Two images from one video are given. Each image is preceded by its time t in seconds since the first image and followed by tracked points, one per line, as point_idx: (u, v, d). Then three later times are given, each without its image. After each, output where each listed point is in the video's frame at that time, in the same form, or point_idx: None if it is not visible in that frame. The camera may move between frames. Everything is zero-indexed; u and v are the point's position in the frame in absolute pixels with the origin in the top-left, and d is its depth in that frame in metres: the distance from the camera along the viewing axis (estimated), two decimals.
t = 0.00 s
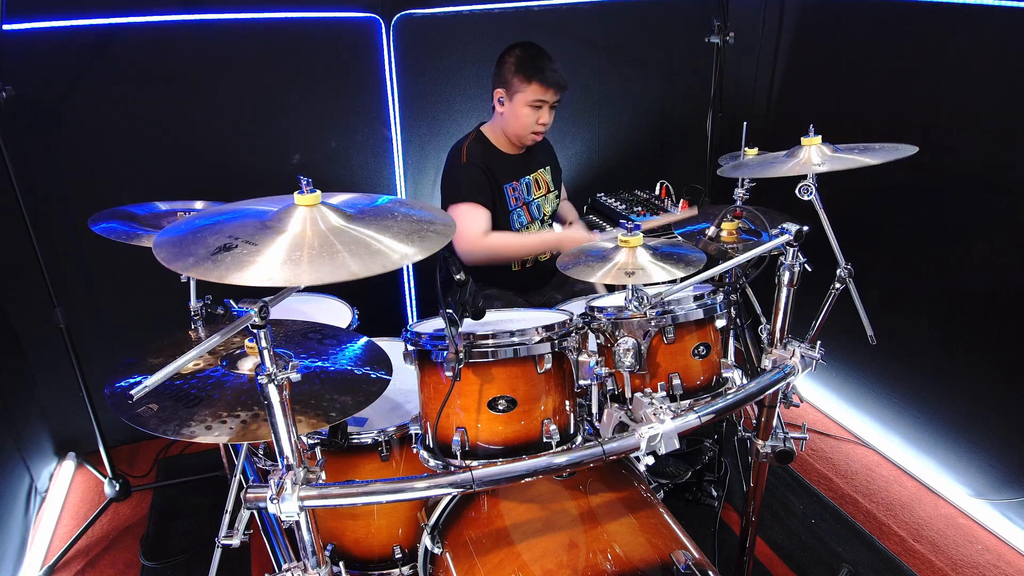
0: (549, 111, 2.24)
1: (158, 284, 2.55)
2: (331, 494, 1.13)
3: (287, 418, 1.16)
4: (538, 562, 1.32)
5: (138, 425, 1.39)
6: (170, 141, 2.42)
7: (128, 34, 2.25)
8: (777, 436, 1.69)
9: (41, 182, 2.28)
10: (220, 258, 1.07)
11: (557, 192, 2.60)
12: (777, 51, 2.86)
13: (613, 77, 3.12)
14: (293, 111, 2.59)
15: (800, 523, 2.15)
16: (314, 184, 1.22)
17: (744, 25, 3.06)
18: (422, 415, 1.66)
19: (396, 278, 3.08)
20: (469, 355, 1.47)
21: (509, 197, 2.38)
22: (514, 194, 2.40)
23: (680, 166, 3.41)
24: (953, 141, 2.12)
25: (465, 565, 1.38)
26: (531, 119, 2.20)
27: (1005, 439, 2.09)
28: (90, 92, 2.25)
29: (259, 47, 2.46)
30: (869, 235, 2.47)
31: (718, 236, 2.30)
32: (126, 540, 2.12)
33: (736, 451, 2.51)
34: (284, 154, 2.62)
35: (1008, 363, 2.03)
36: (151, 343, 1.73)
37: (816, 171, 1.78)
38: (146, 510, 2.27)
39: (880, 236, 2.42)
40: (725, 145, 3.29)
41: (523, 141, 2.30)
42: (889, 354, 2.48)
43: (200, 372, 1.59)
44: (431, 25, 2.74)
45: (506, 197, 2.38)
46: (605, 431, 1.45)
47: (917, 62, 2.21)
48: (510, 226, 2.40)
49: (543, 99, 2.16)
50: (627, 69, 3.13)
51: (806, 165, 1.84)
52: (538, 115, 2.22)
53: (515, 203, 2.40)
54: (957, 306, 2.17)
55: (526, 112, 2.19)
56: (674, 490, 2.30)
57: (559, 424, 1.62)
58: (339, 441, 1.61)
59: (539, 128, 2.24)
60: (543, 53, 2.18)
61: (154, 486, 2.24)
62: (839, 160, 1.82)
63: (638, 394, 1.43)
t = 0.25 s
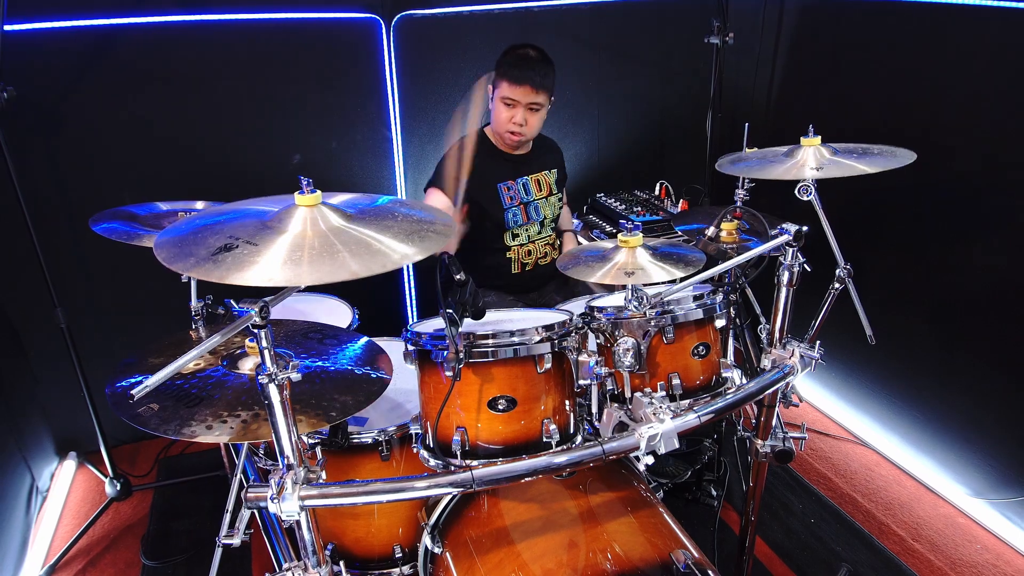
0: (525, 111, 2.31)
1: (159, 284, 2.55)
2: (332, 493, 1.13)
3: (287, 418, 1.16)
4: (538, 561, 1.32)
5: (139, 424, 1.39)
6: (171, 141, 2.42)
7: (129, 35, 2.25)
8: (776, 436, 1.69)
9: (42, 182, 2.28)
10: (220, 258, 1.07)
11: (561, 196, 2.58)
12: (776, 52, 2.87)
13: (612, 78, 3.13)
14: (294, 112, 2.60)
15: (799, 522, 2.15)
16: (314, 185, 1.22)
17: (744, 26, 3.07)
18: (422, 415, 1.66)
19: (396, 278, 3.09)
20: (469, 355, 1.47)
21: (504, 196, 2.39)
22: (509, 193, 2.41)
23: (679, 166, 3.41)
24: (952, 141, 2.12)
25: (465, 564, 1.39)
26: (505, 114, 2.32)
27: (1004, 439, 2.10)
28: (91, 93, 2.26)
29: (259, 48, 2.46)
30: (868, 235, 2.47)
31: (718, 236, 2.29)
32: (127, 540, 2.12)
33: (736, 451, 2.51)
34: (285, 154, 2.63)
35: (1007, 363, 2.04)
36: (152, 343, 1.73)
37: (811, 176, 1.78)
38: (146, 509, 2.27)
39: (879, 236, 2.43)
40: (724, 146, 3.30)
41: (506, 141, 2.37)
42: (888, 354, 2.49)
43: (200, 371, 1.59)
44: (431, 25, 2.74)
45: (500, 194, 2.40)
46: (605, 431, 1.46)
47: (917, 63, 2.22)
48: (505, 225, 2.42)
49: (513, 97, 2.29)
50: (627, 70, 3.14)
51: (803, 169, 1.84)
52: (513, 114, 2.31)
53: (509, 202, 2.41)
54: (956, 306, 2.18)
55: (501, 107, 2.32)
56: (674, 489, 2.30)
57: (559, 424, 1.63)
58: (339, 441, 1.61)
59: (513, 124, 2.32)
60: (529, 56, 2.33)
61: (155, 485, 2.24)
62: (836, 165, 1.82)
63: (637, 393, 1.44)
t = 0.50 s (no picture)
0: (510, 126, 2.27)
1: (159, 284, 2.56)
2: (332, 493, 1.13)
3: (288, 418, 1.16)
4: (538, 560, 1.32)
5: (140, 424, 1.40)
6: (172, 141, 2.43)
7: (130, 35, 2.26)
8: (775, 435, 1.70)
9: (43, 181, 2.28)
10: (222, 265, 1.07)
11: (552, 195, 2.60)
12: (776, 53, 2.88)
13: (612, 78, 3.13)
14: (294, 112, 2.60)
15: (798, 522, 2.16)
16: (315, 185, 1.23)
17: (743, 27, 3.08)
18: (422, 415, 1.66)
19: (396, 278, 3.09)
20: (469, 355, 1.48)
21: (488, 189, 2.46)
22: (494, 186, 2.47)
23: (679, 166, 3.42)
24: (951, 142, 2.12)
25: (465, 563, 1.39)
26: (492, 126, 2.29)
27: (1003, 439, 2.10)
28: (92, 93, 2.26)
29: (260, 48, 2.46)
30: (867, 235, 2.48)
31: (718, 237, 2.31)
32: (128, 539, 2.13)
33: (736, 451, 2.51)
34: (286, 154, 2.63)
35: (1006, 362, 2.04)
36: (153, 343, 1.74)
37: (813, 172, 1.79)
38: (147, 509, 2.28)
39: (878, 236, 2.43)
40: (724, 146, 3.31)
41: (491, 146, 2.39)
42: (887, 354, 2.49)
43: (201, 371, 1.60)
44: (431, 26, 2.75)
45: (485, 187, 2.46)
46: (605, 430, 1.46)
47: (916, 64, 2.22)
48: (489, 217, 2.48)
49: (498, 110, 2.23)
50: (627, 70, 3.14)
51: (804, 166, 1.85)
52: (499, 127, 2.29)
53: (494, 196, 2.48)
54: (955, 306, 2.18)
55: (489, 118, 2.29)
56: (673, 489, 2.31)
57: (559, 424, 1.63)
58: (339, 441, 1.62)
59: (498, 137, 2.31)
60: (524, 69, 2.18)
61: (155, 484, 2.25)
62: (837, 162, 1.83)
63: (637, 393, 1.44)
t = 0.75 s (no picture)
0: (506, 134, 2.24)
1: (160, 283, 2.56)
2: (333, 493, 1.14)
3: (288, 418, 1.16)
4: (538, 560, 1.33)
5: (143, 423, 1.40)
6: (172, 142, 2.43)
7: (131, 36, 2.26)
8: (775, 435, 1.70)
9: (45, 182, 2.29)
10: (214, 255, 1.08)
11: (549, 195, 2.59)
12: (775, 54, 2.88)
13: (612, 79, 3.13)
14: (295, 112, 2.61)
15: (797, 521, 2.16)
16: (316, 185, 1.23)
17: (743, 28, 3.08)
18: (423, 414, 1.67)
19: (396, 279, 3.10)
20: (469, 355, 1.48)
21: (485, 196, 2.43)
22: (491, 192, 2.44)
23: (678, 167, 3.42)
24: (951, 142, 2.13)
25: (466, 563, 1.40)
26: (488, 134, 2.27)
27: (1002, 438, 2.11)
28: (93, 93, 2.27)
29: (261, 49, 2.47)
30: (867, 235, 2.48)
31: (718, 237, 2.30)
32: (129, 539, 2.13)
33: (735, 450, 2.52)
34: (286, 155, 2.64)
35: (1005, 363, 2.05)
36: (155, 343, 1.74)
37: (812, 174, 1.79)
38: (148, 508, 2.28)
39: (878, 237, 2.44)
40: (723, 147, 3.31)
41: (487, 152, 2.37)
42: (886, 354, 2.50)
43: (203, 370, 1.60)
44: (431, 26, 2.75)
45: (482, 194, 2.43)
46: (605, 430, 1.47)
47: (915, 65, 2.23)
48: (486, 224, 2.46)
49: (495, 119, 2.20)
50: (627, 71, 3.15)
51: (804, 168, 1.85)
52: (496, 134, 2.25)
53: (491, 202, 2.45)
54: (954, 306, 2.19)
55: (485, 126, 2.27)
56: (673, 489, 2.31)
57: (559, 423, 1.63)
58: (340, 440, 1.62)
59: (494, 145, 2.29)
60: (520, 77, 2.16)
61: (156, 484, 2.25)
62: (836, 164, 1.83)
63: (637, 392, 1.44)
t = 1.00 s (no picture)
0: (504, 120, 2.26)
1: (161, 283, 2.56)
2: (333, 492, 1.14)
3: (289, 417, 1.17)
4: (538, 559, 1.33)
5: (143, 423, 1.41)
6: (173, 142, 2.44)
7: (132, 36, 2.27)
8: (774, 435, 1.71)
9: (46, 182, 2.29)
10: (216, 261, 1.09)
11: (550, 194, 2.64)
12: (774, 54, 2.89)
13: (612, 79, 3.14)
14: (295, 112, 2.61)
15: (797, 520, 2.17)
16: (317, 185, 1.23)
17: (742, 28, 3.09)
18: (423, 414, 1.67)
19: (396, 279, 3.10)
20: (469, 354, 1.48)
21: (492, 197, 2.44)
22: (498, 194, 2.45)
23: (678, 167, 3.43)
24: (950, 143, 2.13)
25: (466, 562, 1.40)
26: (485, 122, 2.29)
27: (1001, 438, 2.11)
28: (94, 94, 2.27)
29: (261, 49, 2.47)
30: (866, 235, 2.49)
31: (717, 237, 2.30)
32: (130, 538, 2.14)
33: (734, 450, 2.52)
34: (287, 155, 2.64)
35: (1004, 362, 2.05)
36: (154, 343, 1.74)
37: (811, 174, 1.79)
38: (149, 508, 2.28)
39: (877, 237, 2.44)
40: (722, 147, 3.32)
41: (487, 144, 2.38)
42: (885, 354, 2.50)
43: (203, 370, 1.61)
44: (431, 27, 2.75)
45: (490, 194, 2.43)
46: (605, 430, 1.47)
47: (914, 65, 2.23)
48: (494, 224, 2.46)
49: (493, 106, 2.24)
50: (627, 71, 3.15)
51: (803, 168, 1.85)
52: (495, 121, 2.27)
53: (498, 203, 2.46)
54: (953, 306, 2.19)
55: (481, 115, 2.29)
56: (673, 488, 2.32)
57: (559, 423, 1.64)
58: (341, 440, 1.63)
59: (492, 133, 2.29)
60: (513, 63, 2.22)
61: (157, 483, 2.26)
62: (835, 164, 1.84)
63: (636, 392, 1.44)
